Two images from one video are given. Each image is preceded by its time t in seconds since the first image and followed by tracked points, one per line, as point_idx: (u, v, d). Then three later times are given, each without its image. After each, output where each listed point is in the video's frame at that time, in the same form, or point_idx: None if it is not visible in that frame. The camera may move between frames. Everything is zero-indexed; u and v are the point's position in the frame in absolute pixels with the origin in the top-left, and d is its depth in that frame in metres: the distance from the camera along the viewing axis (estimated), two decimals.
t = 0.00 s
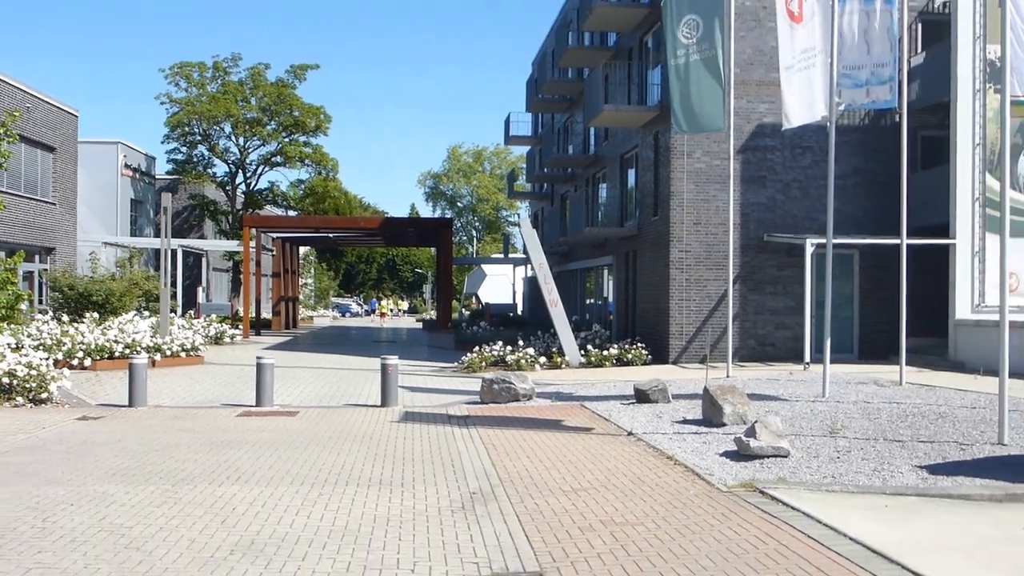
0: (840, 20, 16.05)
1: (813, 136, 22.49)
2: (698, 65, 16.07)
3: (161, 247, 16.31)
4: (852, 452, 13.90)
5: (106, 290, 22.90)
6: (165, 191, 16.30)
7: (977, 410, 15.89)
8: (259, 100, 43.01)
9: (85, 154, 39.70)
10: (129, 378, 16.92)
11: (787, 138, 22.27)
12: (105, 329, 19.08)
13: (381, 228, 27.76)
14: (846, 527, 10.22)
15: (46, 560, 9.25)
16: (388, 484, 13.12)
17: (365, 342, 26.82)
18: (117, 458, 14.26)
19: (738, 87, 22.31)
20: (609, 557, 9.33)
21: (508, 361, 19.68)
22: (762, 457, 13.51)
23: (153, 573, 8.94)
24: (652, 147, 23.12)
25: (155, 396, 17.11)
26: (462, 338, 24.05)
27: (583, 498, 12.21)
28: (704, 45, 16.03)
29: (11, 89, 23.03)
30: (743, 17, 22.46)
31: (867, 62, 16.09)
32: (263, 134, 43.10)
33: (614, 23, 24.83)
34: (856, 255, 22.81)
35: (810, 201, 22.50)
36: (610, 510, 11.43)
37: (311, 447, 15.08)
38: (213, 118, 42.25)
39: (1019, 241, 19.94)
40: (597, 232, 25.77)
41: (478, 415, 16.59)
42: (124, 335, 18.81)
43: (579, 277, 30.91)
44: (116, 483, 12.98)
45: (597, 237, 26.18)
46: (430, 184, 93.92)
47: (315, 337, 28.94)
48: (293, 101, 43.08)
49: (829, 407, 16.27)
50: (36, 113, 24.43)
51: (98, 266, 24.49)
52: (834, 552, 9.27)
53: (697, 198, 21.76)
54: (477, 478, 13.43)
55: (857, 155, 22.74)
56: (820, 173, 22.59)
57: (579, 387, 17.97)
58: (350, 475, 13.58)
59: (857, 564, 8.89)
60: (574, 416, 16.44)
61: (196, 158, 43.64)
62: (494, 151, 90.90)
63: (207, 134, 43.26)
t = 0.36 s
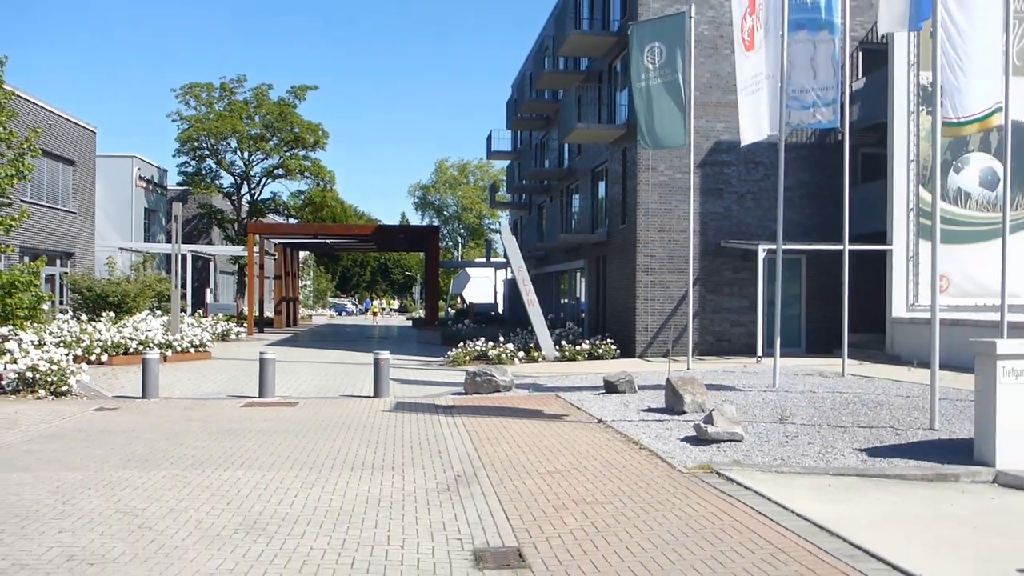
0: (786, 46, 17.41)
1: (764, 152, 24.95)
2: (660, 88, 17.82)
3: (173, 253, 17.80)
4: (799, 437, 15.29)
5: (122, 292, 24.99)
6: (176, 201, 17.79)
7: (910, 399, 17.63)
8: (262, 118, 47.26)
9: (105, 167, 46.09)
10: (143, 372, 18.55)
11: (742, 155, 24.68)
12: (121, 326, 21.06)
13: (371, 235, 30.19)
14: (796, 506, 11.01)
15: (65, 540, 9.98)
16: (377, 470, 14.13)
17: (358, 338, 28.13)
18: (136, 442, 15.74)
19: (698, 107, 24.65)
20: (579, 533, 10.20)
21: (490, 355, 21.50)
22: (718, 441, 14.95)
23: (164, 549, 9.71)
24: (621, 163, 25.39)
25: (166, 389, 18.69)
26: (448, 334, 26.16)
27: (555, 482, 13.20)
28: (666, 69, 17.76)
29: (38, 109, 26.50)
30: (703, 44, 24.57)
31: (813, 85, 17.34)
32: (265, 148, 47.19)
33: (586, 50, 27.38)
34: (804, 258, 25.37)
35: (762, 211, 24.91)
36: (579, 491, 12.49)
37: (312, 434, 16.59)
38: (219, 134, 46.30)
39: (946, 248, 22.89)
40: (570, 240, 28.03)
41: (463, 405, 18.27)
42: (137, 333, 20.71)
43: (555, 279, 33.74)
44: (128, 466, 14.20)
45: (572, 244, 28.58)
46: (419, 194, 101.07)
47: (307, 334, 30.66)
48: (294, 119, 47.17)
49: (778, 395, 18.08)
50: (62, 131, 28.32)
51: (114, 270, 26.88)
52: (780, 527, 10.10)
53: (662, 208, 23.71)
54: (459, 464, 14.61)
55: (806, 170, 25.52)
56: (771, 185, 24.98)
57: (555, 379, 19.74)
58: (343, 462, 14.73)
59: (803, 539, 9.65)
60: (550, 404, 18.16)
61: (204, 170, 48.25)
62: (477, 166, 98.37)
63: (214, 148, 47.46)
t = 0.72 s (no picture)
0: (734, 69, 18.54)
1: (714, 165, 27.05)
2: (621, 107, 19.73)
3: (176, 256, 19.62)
4: (747, 423, 15.13)
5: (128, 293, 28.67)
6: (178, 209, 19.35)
7: (844, 387, 19.48)
8: (258, 133, 53.36)
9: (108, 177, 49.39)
10: (145, 367, 20.46)
11: (694, 167, 26.76)
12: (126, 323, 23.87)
13: (360, 236, 35.93)
14: (746, 487, 10.39)
15: (70, 521, 9.37)
16: (358, 454, 13.77)
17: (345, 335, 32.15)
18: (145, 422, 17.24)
19: (653, 124, 26.75)
20: (548, 510, 9.72)
21: (466, 350, 23.52)
22: (671, 428, 14.80)
23: (167, 530, 9.06)
24: (585, 174, 27.70)
25: (168, 382, 20.46)
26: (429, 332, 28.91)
27: (529, 463, 12.75)
28: (627, 89, 19.67)
29: (50, 123, 29.86)
30: (659, 67, 26.78)
31: (757, 106, 18.73)
32: (261, 160, 53.42)
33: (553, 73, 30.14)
34: (750, 261, 27.54)
35: (712, 218, 27.02)
36: (547, 472, 11.89)
37: (303, 421, 17.40)
38: (218, 147, 52.18)
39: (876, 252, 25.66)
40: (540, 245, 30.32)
41: (440, 394, 19.99)
42: (138, 332, 23.44)
43: (525, 280, 36.73)
44: (146, 433, 15.66)
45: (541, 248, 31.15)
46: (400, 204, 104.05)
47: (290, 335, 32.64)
48: (287, 134, 53.47)
49: (726, 384, 19.98)
50: (70, 144, 31.76)
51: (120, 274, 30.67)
52: (729, 505, 9.64)
53: (621, 215, 25.75)
54: (439, 447, 14.42)
55: (750, 182, 27.67)
56: (720, 195, 27.08)
57: (525, 372, 21.65)
58: (325, 447, 14.53)
59: (747, 515, 9.19)
60: (522, 393, 19.95)
61: (204, 180, 53.92)
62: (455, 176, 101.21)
63: (213, 160, 53.19)
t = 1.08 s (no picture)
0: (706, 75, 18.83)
1: (685, 170, 27.49)
2: (598, 112, 20.05)
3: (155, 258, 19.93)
4: (718, 423, 15.22)
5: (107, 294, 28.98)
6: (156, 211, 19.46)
7: (813, 387, 19.89)
8: (236, 135, 53.25)
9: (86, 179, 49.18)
10: (125, 367, 20.57)
11: (666, 172, 27.19)
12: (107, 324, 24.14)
13: (340, 238, 36.17)
14: (721, 487, 10.41)
15: (45, 523, 8.71)
16: (329, 451, 13.29)
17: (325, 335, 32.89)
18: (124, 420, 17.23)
19: (627, 129, 27.14)
20: (523, 510, 9.42)
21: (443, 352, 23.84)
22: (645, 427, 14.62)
23: (144, 531, 8.50)
24: (560, 178, 28.07)
25: (146, 384, 20.51)
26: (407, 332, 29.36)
27: (505, 463, 12.37)
28: (603, 93, 19.98)
29: (28, 126, 29.93)
30: (633, 74, 27.24)
31: (727, 111, 19.14)
32: (239, 163, 53.54)
33: (529, 78, 30.52)
34: (721, 264, 27.99)
35: (684, 222, 27.47)
36: (522, 472, 11.51)
37: (279, 420, 17.03)
38: (196, 150, 52.15)
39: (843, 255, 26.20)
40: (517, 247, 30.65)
41: (417, 394, 20.18)
42: (118, 332, 23.71)
43: (502, 283, 37.22)
44: (130, 426, 15.76)
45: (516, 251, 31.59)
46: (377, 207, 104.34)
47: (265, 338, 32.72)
48: (265, 137, 53.54)
49: (699, 384, 20.36)
50: (48, 146, 31.70)
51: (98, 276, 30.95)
52: (701, 504, 9.64)
53: (596, 219, 26.09)
54: (414, 444, 13.99)
55: (721, 186, 28.15)
56: (692, 199, 27.53)
57: (501, 374, 21.90)
58: (295, 443, 14.02)
59: (718, 513, 9.21)
60: (499, 393, 20.16)
61: (182, 182, 53.95)
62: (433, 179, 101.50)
63: (191, 162, 53.06)
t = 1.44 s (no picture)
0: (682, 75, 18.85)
1: (662, 170, 27.58)
2: (577, 113, 20.07)
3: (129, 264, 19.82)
4: (697, 421, 15.26)
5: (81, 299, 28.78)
6: (130, 216, 19.32)
7: (791, 385, 20.01)
8: (212, 138, 52.97)
9: (59, 183, 48.78)
10: (98, 372, 20.39)
11: (644, 172, 27.27)
12: (81, 329, 23.97)
13: (317, 241, 36.07)
14: (701, 485, 10.45)
15: (20, 531, 8.63)
16: (308, 455, 13.21)
17: (303, 339, 32.84)
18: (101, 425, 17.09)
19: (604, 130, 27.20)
20: (503, 511, 9.43)
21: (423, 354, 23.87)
22: (624, 427, 14.63)
23: (120, 538, 8.43)
24: (538, 179, 28.11)
25: (122, 389, 20.35)
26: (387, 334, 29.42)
27: (485, 464, 12.36)
28: (582, 94, 20.00)
29: None
30: (610, 75, 27.33)
31: (705, 110, 19.15)
32: (215, 166, 53.26)
33: (506, 79, 30.56)
34: (699, 264, 28.10)
35: (662, 221, 27.57)
36: (502, 473, 11.50)
37: (258, 424, 16.92)
38: (171, 153, 51.81)
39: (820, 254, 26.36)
40: (496, 248, 30.66)
41: (396, 396, 20.16)
42: (93, 337, 23.54)
43: (481, 284, 37.27)
44: (106, 433, 15.63)
45: (495, 252, 31.62)
46: (355, 209, 104.07)
47: (243, 342, 32.53)
48: (241, 140, 53.31)
49: (678, 384, 20.43)
50: (20, 151, 31.40)
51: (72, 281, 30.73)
52: (680, 502, 9.69)
53: (574, 219, 26.13)
54: (393, 446, 13.96)
55: (698, 186, 28.26)
56: (670, 199, 27.62)
57: (480, 375, 21.89)
58: (274, 447, 13.94)
59: (697, 511, 9.24)
60: (478, 394, 20.15)
61: (157, 185, 53.60)
62: (411, 180, 101.33)
63: (166, 165, 52.74)
